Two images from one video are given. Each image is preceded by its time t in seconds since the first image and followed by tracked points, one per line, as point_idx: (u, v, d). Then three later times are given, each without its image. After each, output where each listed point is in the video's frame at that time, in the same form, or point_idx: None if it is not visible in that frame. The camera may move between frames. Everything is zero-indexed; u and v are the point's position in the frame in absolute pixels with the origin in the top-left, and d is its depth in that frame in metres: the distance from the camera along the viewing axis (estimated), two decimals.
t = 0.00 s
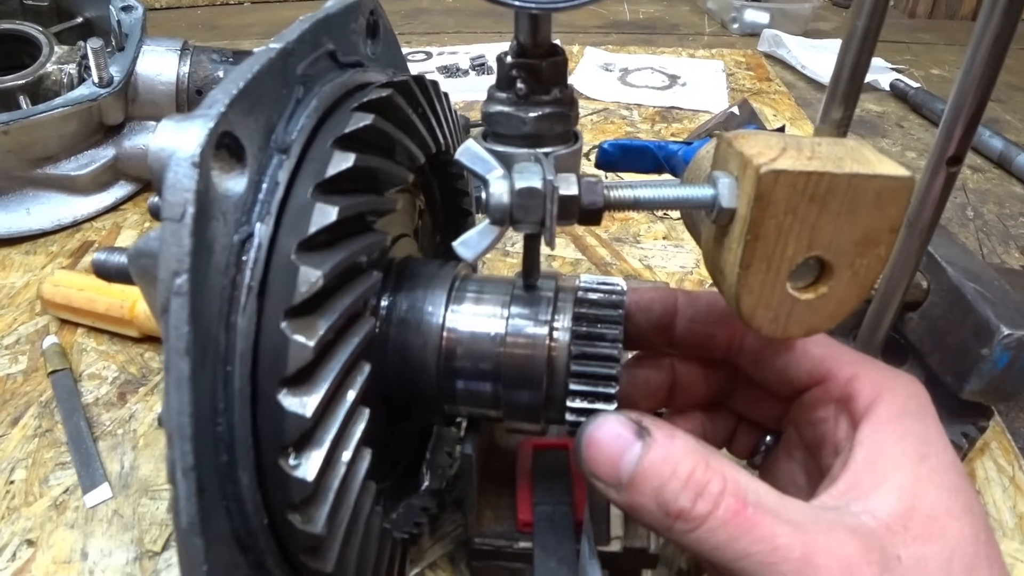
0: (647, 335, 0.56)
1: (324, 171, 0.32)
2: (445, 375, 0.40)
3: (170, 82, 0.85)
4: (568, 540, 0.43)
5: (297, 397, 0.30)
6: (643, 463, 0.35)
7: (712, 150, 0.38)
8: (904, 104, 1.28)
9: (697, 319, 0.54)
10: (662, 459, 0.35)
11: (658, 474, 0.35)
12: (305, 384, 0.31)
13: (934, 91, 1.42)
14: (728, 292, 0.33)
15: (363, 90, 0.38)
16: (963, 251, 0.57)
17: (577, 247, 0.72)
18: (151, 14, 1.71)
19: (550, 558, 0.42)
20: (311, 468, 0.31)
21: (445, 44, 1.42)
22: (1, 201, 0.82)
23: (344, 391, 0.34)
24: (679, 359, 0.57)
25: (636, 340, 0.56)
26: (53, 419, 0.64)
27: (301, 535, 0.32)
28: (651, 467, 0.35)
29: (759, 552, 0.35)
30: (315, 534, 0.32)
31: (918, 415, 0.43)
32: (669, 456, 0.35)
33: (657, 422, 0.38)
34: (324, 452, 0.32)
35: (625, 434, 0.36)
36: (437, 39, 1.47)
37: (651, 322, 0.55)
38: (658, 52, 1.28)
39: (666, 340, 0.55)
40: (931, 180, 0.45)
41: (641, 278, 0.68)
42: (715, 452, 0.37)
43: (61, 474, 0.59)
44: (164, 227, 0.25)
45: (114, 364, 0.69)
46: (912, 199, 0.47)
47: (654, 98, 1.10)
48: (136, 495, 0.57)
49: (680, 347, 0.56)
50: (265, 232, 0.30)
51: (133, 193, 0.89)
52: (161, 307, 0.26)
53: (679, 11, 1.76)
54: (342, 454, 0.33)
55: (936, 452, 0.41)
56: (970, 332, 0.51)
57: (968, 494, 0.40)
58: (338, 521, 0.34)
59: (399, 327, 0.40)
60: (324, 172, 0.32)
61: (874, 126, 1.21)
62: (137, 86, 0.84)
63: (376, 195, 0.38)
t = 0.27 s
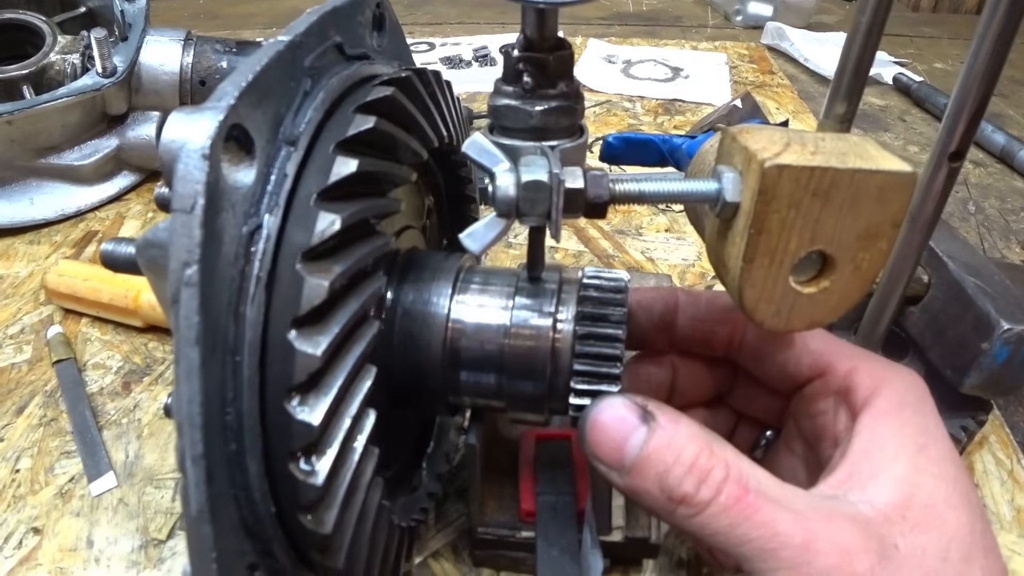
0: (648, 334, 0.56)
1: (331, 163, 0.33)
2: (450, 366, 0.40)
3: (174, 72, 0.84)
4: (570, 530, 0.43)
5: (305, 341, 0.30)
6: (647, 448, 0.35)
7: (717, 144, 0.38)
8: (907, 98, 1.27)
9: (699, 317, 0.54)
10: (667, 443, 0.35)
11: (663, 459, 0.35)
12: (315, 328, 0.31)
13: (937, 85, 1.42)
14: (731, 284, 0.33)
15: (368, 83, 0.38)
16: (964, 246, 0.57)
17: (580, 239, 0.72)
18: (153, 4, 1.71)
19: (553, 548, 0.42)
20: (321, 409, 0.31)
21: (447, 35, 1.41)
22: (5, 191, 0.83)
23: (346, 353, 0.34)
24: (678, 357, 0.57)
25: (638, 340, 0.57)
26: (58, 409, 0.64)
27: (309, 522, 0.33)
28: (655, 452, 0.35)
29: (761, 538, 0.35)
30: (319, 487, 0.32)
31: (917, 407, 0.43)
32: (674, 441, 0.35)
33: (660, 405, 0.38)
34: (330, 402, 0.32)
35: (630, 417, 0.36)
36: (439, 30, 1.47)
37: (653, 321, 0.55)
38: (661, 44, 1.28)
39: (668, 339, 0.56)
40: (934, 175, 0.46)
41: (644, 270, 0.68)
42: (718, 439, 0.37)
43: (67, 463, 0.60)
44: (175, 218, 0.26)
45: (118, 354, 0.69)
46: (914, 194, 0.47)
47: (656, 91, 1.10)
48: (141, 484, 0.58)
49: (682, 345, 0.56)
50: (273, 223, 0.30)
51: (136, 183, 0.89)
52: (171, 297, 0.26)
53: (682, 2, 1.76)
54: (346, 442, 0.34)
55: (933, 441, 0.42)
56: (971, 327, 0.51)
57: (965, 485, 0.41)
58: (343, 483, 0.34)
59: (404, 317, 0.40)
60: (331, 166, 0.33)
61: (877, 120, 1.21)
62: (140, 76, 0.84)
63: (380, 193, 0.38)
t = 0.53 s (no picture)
0: (643, 341, 0.57)
1: (333, 163, 0.33)
2: (450, 362, 0.41)
3: (176, 70, 0.85)
4: (568, 524, 0.44)
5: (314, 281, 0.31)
6: (645, 435, 0.36)
7: (713, 144, 0.38)
8: (906, 98, 1.28)
9: (694, 320, 0.55)
10: (665, 429, 0.36)
11: (661, 447, 0.36)
12: (325, 273, 0.32)
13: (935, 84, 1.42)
14: (726, 283, 0.34)
15: (371, 84, 0.39)
16: (959, 246, 0.58)
17: (578, 237, 0.73)
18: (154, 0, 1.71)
19: (551, 541, 0.43)
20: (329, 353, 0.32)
21: (448, 33, 1.42)
22: (9, 188, 0.83)
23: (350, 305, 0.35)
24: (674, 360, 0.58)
25: (634, 347, 0.57)
26: (62, 404, 0.65)
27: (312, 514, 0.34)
28: (653, 440, 0.36)
29: (755, 525, 0.36)
30: (317, 430, 0.32)
31: (907, 401, 0.44)
32: (672, 428, 0.36)
33: (660, 393, 0.38)
34: (334, 349, 0.32)
35: (628, 406, 0.37)
36: (440, 28, 1.47)
37: (649, 326, 0.56)
38: (661, 43, 1.29)
39: (663, 343, 0.57)
40: (928, 176, 0.46)
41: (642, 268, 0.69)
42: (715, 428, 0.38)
43: (71, 457, 0.60)
44: (183, 218, 0.26)
45: (122, 350, 0.70)
46: (909, 194, 0.48)
47: (656, 89, 1.11)
48: (146, 478, 0.58)
49: (678, 347, 0.57)
50: (278, 222, 0.31)
51: (139, 180, 0.90)
52: (179, 295, 0.27)
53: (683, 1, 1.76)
54: (349, 432, 0.35)
55: (924, 435, 0.42)
56: (965, 326, 0.52)
57: (955, 478, 0.42)
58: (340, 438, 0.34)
59: (406, 314, 0.41)
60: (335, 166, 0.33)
61: (875, 119, 1.21)
62: (142, 73, 0.85)
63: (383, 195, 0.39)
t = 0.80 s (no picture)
0: (637, 340, 0.57)
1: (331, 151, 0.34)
2: (447, 351, 0.41)
3: (176, 65, 0.85)
4: (565, 513, 0.44)
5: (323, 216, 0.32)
6: (643, 413, 0.36)
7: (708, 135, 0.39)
8: (904, 95, 1.28)
9: (687, 317, 0.55)
10: (663, 405, 0.36)
11: (659, 424, 0.36)
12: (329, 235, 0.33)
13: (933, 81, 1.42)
14: (721, 271, 0.34)
15: (368, 75, 0.39)
16: (954, 239, 0.58)
17: (577, 232, 0.73)
18: None
19: (547, 531, 0.43)
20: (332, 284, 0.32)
21: (446, 30, 1.42)
22: (9, 183, 0.83)
23: (354, 250, 0.35)
24: (669, 357, 0.59)
25: (629, 347, 0.57)
26: (63, 397, 0.65)
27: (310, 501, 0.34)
28: (651, 418, 0.36)
29: (749, 503, 0.36)
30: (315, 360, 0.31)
31: (897, 389, 0.44)
32: (670, 407, 0.36)
33: (657, 373, 0.39)
34: (331, 343, 0.33)
35: (626, 386, 0.37)
36: (439, 25, 1.47)
37: (643, 325, 0.56)
38: (659, 39, 1.29)
39: (658, 341, 0.57)
40: (923, 168, 0.46)
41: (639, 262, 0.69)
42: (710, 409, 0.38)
43: (71, 450, 0.61)
44: (183, 204, 0.26)
45: (122, 344, 0.70)
46: (904, 187, 0.48)
47: (654, 86, 1.11)
48: (145, 470, 0.59)
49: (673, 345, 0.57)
50: (277, 210, 0.31)
51: (139, 175, 0.90)
52: (178, 279, 0.27)
53: None
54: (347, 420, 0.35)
55: (914, 421, 0.43)
56: (960, 318, 0.52)
57: (946, 464, 0.42)
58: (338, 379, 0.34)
59: (403, 305, 0.41)
60: (333, 155, 0.34)
61: (873, 116, 1.21)
62: (141, 69, 0.85)
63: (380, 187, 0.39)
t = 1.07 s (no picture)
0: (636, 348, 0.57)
1: (332, 151, 0.34)
2: (448, 351, 0.42)
3: (177, 66, 0.85)
4: (565, 512, 0.44)
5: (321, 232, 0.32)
6: (647, 398, 0.36)
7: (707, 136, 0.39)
8: (903, 95, 1.28)
9: (684, 322, 0.55)
10: (667, 390, 0.36)
11: (664, 404, 0.36)
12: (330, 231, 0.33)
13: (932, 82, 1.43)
14: (720, 271, 0.34)
15: (368, 76, 0.39)
16: (952, 239, 0.59)
17: (576, 232, 0.73)
18: None
19: (546, 530, 0.43)
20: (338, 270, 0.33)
21: (446, 31, 1.42)
22: (11, 184, 0.84)
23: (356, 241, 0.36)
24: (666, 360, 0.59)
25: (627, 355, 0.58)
26: (64, 397, 0.65)
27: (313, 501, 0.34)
28: (655, 403, 0.36)
29: (748, 490, 0.36)
30: (320, 347, 0.32)
31: (889, 385, 0.45)
32: (673, 393, 0.36)
33: (657, 356, 0.39)
34: (334, 334, 0.33)
35: (630, 371, 0.37)
36: (439, 26, 1.48)
37: (640, 333, 0.56)
38: (659, 40, 1.29)
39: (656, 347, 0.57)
40: (920, 168, 0.47)
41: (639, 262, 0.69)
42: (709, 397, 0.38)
43: (73, 449, 0.61)
44: (187, 204, 0.27)
45: (123, 344, 0.70)
46: (902, 187, 0.48)
47: (654, 87, 1.11)
48: (147, 470, 0.59)
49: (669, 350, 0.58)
50: (280, 210, 0.31)
51: (140, 176, 0.90)
52: (183, 278, 0.27)
53: None
54: (348, 418, 0.35)
55: (906, 414, 0.43)
56: (958, 317, 0.53)
57: (939, 459, 0.42)
58: (338, 371, 0.34)
59: (403, 304, 0.42)
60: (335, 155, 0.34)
61: (872, 116, 1.22)
62: (142, 70, 0.85)
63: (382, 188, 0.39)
